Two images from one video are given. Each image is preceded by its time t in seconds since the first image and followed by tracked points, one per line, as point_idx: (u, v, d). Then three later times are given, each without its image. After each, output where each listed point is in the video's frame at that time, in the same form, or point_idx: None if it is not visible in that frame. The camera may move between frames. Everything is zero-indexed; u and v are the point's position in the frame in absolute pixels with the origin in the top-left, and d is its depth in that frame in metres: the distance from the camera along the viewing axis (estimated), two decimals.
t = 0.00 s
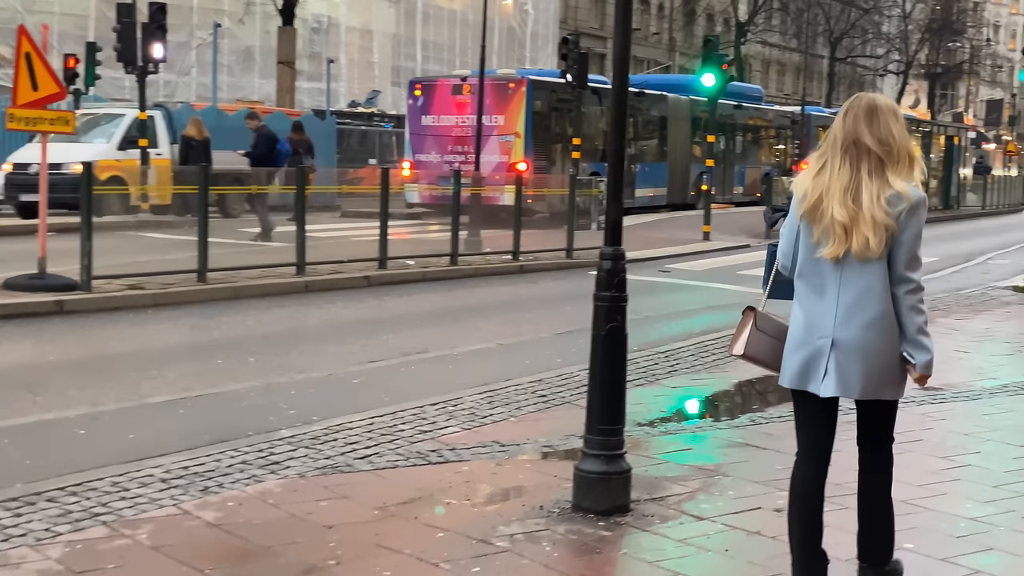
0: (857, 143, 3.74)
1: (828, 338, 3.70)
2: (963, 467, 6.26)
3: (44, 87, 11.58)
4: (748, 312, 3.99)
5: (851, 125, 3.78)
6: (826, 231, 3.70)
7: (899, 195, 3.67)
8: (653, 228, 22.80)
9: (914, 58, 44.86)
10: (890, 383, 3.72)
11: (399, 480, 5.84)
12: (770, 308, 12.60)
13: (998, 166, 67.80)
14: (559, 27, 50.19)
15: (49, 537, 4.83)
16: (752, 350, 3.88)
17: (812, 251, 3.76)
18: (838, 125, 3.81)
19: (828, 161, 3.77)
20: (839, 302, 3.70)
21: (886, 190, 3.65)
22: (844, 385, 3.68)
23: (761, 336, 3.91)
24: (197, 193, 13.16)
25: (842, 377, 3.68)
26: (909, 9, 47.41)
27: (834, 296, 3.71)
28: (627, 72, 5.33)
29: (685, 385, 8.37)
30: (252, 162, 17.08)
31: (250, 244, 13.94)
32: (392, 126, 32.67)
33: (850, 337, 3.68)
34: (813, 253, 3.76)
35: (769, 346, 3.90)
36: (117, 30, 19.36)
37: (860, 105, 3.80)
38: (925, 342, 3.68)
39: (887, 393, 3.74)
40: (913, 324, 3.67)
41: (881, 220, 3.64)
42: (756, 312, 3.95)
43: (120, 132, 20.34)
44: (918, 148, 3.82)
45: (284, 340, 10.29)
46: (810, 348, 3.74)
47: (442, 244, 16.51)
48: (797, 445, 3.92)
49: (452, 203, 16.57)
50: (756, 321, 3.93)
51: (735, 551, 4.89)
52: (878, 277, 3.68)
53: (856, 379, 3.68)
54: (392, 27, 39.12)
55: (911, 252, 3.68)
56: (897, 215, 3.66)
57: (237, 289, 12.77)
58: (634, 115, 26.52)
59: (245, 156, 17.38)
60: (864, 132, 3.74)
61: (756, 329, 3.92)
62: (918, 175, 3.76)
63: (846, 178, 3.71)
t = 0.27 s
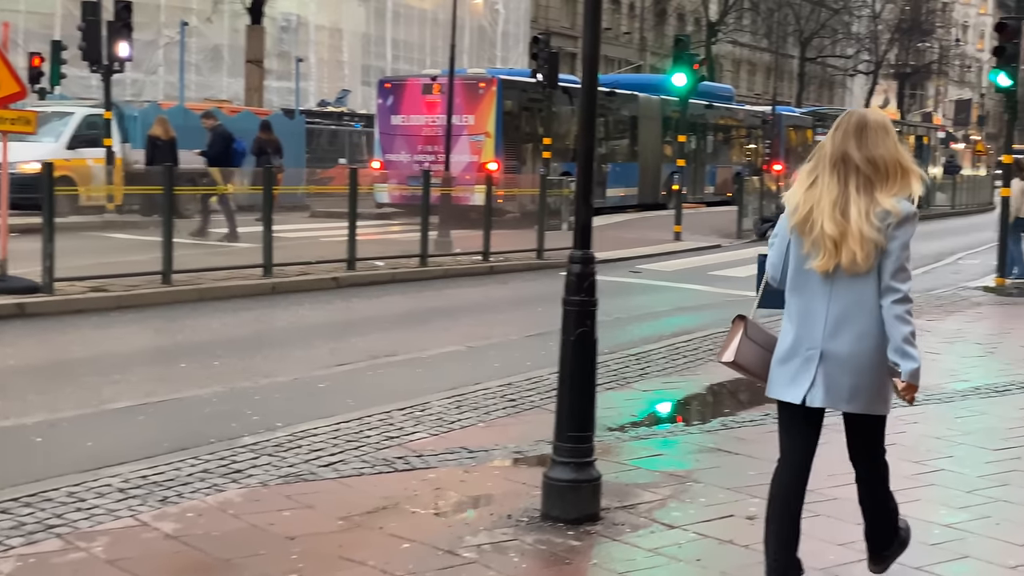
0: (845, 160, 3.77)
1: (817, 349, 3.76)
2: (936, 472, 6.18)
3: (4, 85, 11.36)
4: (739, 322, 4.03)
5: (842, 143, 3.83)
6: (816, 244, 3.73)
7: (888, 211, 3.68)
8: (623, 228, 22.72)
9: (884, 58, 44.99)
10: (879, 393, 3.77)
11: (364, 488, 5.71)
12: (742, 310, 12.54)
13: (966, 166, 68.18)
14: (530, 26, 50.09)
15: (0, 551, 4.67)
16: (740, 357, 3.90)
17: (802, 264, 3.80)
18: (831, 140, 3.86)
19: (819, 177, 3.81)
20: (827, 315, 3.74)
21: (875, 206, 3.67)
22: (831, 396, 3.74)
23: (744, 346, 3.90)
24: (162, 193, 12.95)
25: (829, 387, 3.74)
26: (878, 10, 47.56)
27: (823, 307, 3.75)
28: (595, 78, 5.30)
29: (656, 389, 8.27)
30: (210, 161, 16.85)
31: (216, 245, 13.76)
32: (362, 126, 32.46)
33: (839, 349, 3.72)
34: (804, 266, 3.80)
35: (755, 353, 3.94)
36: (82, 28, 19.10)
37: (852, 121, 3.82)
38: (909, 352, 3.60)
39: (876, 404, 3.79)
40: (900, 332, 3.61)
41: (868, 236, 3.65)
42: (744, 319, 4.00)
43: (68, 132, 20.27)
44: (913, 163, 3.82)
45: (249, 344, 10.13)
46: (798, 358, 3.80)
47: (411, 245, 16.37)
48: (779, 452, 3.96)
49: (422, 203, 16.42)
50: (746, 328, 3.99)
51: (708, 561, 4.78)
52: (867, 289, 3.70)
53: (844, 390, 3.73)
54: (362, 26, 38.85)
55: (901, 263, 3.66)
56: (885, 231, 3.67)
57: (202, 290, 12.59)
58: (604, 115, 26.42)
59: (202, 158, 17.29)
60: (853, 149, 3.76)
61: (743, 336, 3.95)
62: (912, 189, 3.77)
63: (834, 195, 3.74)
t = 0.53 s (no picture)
0: (837, 168, 3.86)
1: (805, 354, 3.82)
2: (911, 473, 6.13)
3: None
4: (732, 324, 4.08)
5: (834, 149, 3.90)
6: (806, 251, 3.82)
7: (877, 220, 3.76)
8: (597, 227, 22.65)
9: (856, 59, 45.15)
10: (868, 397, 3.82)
11: (332, 492, 5.60)
12: (715, 310, 12.50)
13: (938, 166, 68.56)
14: (504, 25, 49.98)
15: None
16: (732, 361, 3.95)
17: (793, 270, 3.88)
18: (823, 148, 3.94)
19: (811, 185, 3.90)
20: (817, 319, 3.80)
21: (865, 215, 3.75)
22: (819, 400, 3.79)
23: (735, 348, 3.98)
24: (130, 193, 12.77)
25: (817, 391, 3.79)
26: (851, 10, 47.75)
27: (812, 312, 3.82)
28: (567, 74, 5.16)
29: (630, 389, 8.20)
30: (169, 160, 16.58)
31: (185, 245, 13.59)
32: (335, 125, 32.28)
33: (827, 354, 3.78)
34: (796, 271, 3.87)
35: (749, 357, 3.98)
36: (50, 25, 18.88)
37: (845, 130, 3.91)
38: (902, 351, 3.63)
39: (865, 408, 3.84)
40: (893, 333, 3.64)
41: (856, 243, 3.74)
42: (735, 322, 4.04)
43: (22, 130, 19.42)
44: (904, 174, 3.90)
45: (218, 345, 9.99)
46: (787, 363, 3.86)
47: (383, 244, 16.24)
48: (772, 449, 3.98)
49: (394, 203, 16.30)
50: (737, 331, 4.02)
51: (682, 565, 4.70)
52: (857, 294, 3.77)
53: (831, 394, 3.78)
54: (334, 25, 38.63)
55: (891, 269, 3.73)
56: (874, 238, 3.75)
57: (170, 291, 12.43)
58: (577, 114, 26.35)
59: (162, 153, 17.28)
60: (845, 157, 3.85)
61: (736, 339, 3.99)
62: (902, 197, 3.84)
63: (825, 202, 3.82)
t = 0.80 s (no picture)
0: (831, 162, 3.89)
1: (798, 347, 3.86)
2: (887, 470, 6.06)
3: None
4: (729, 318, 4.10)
5: (829, 140, 3.93)
6: (798, 245, 3.86)
7: (869, 215, 3.79)
8: (571, 225, 22.57)
9: (829, 57, 45.24)
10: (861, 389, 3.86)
11: (299, 492, 5.48)
12: (689, 307, 12.44)
13: (910, 164, 68.82)
14: (477, 22, 49.87)
15: None
16: (727, 354, 3.98)
17: (786, 263, 3.92)
18: (818, 141, 3.97)
19: (805, 178, 3.94)
20: (809, 313, 3.85)
21: (858, 209, 3.78)
22: (812, 392, 3.84)
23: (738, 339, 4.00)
24: (97, 189, 12.59)
25: (810, 383, 3.83)
26: (823, 9, 47.87)
27: (804, 306, 3.86)
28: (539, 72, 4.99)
29: (603, 387, 8.11)
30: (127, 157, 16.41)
31: (153, 243, 13.41)
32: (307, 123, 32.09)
33: (820, 347, 3.83)
34: (790, 265, 3.91)
35: (747, 351, 4.01)
36: (17, 21, 18.63)
37: (840, 122, 3.93)
38: (896, 342, 3.65)
39: (859, 399, 3.88)
40: (887, 326, 3.68)
41: (847, 239, 3.78)
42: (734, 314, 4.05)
43: None
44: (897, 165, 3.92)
45: (185, 342, 9.84)
46: (781, 354, 3.90)
47: (354, 242, 16.10)
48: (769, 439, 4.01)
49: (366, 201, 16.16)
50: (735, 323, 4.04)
51: (656, 565, 4.60)
52: (849, 289, 3.81)
53: (824, 386, 3.83)
54: (307, 22, 38.39)
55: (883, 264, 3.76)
56: (866, 232, 3.78)
57: (139, 289, 12.27)
58: (551, 112, 26.25)
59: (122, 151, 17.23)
60: (839, 151, 3.88)
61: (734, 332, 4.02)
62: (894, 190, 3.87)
63: (818, 196, 3.86)
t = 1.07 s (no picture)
0: (821, 144, 3.96)
1: (792, 329, 3.92)
2: (862, 468, 5.99)
3: None
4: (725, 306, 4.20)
5: (817, 123, 4.00)
6: (790, 226, 3.93)
7: (860, 196, 3.86)
8: (544, 223, 22.48)
9: (801, 56, 45.32)
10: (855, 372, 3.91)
11: (264, 492, 5.36)
12: (662, 304, 12.37)
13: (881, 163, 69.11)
14: (449, 19, 49.70)
15: None
16: (725, 341, 4.09)
17: (778, 245, 3.99)
18: (806, 124, 4.04)
19: (795, 160, 4.01)
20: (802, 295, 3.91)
21: (848, 190, 3.86)
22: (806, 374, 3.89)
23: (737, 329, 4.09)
24: (62, 185, 12.39)
25: (804, 365, 3.89)
26: (795, 8, 47.98)
27: (797, 289, 3.93)
28: (509, 68, 4.88)
29: (575, 384, 8.01)
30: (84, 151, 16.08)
31: (119, 240, 13.23)
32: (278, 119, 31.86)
33: (813, 329, 3.88)
34: (782, 247, 3.98)
35: (742, 337, 4.10)
36: None
37: (828, 105, 4.01)
38: (891, 333, 3.76)
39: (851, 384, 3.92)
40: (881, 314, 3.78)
41: (839, 220, 3.85)
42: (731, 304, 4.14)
43: None
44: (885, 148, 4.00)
45: (151, 340, 9.69)
46: (775, 337, 3.97)
47: (325, 239, 15.97)
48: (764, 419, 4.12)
49: (336, 198, 16.00)
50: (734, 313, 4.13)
51: (628, 565, 4.51)
52: (840, 271, 3.87)
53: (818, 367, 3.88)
54: (277, 18, 38.08)
55: (874, 247, 3.84)
56: (857, 215, 3.85)
57: (105, 286, 12.09)
58: (523, 109, 26.14)
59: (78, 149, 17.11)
60: (829, 133, 3.95)
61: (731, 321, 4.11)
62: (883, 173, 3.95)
63: (808, 178, 3.93)
